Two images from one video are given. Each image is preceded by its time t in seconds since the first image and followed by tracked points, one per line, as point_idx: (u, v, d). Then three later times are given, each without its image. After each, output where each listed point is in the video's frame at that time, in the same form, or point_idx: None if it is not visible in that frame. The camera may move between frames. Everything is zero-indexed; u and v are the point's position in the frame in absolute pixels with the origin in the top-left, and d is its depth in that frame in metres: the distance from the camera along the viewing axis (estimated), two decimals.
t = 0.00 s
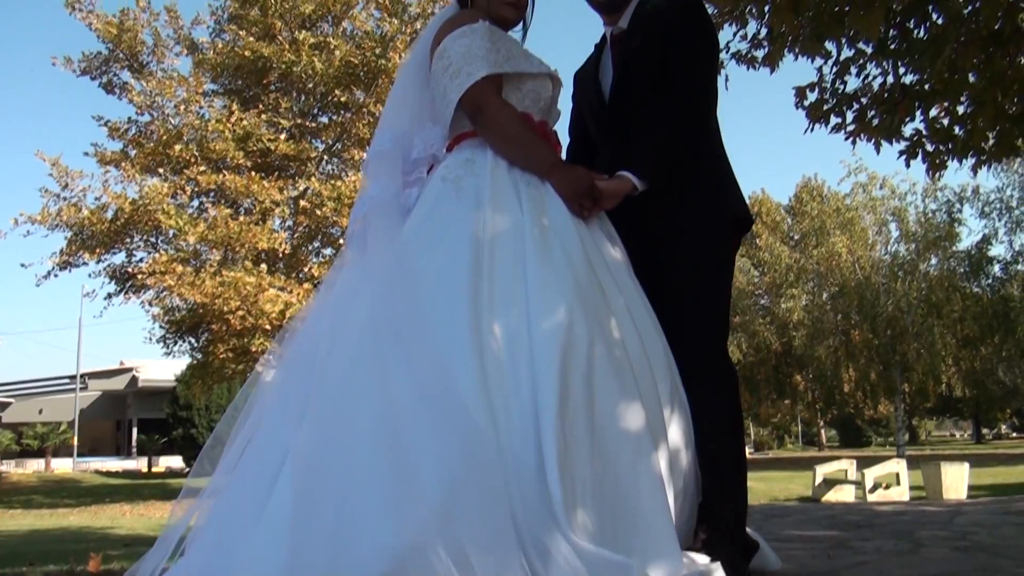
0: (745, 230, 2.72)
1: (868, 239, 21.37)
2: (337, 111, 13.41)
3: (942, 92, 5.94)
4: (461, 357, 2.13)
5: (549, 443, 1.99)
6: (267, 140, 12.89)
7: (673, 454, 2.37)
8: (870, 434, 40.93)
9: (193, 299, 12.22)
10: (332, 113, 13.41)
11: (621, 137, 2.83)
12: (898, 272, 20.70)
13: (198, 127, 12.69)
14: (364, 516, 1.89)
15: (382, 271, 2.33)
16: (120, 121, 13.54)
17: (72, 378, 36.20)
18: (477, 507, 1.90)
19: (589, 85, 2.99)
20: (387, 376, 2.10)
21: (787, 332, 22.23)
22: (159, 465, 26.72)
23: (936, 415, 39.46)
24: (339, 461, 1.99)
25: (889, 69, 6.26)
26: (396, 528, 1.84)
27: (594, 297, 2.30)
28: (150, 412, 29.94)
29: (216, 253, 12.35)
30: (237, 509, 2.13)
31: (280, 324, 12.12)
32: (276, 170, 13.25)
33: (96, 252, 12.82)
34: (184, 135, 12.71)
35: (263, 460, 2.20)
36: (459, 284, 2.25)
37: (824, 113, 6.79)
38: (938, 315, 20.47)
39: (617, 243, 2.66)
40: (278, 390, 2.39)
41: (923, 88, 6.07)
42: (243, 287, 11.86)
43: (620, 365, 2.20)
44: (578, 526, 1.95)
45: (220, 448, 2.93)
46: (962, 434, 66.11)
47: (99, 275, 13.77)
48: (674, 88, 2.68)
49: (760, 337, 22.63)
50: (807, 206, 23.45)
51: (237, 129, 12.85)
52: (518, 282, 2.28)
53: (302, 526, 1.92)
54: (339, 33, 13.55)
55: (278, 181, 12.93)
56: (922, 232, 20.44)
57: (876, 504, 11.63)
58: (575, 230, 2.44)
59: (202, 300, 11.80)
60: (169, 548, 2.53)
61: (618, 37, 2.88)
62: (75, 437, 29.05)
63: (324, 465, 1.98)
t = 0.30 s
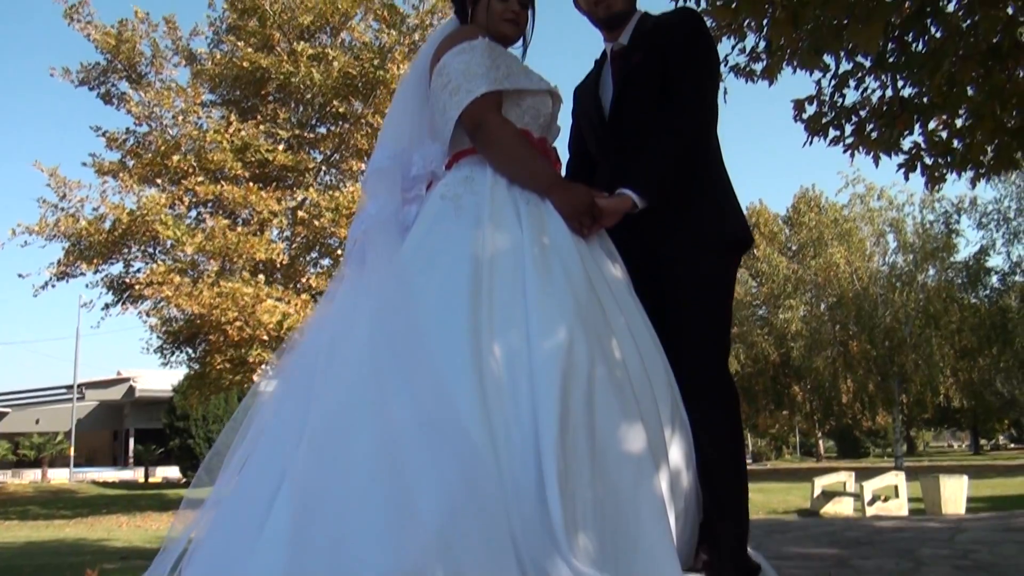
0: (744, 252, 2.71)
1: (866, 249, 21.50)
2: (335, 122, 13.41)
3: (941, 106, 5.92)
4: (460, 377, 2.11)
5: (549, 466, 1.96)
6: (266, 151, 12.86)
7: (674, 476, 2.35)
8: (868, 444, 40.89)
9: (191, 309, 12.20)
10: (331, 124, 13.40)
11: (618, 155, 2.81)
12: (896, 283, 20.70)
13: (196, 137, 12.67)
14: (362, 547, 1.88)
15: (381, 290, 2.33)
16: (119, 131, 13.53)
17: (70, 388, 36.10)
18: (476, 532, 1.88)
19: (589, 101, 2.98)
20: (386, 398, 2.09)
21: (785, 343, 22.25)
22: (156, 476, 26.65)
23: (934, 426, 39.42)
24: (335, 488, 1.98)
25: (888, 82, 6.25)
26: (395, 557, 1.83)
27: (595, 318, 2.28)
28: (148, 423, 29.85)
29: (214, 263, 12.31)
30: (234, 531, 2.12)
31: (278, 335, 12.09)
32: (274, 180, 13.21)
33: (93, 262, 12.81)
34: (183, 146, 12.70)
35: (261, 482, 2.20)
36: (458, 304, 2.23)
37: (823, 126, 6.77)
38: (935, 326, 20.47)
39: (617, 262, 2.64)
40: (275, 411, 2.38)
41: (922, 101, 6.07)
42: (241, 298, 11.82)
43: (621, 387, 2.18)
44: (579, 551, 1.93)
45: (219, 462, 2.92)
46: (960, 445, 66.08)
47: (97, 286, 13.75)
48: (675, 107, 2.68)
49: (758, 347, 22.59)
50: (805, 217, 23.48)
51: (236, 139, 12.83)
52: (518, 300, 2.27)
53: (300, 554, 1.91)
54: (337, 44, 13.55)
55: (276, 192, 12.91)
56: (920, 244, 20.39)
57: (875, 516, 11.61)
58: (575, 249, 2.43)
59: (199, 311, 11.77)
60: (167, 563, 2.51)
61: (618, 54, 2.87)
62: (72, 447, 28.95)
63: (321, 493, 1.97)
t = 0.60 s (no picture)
0: (746, 268, 2.69)
1: (864, 261, 21.69)
2: (333, 131, 13.40)
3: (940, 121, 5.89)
4: (460, 396, 2.08)
5: (550, 486, 1.94)
6: (265, 160, 12.85)
7: (675, 496, 2.32)
8: (865, 456, 40.88)
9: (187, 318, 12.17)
10: (330, 133, 13.39)
11: (620, 172, 2.80)
12: (893, 295, 20.80)
13: (194, 146, 12.65)
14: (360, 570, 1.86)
15: (381, 308, 2.31)
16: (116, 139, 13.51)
17: (64, 396, 35.98)
18: (475, 555, 1.85)
19: (591, 117, 2.97)
20: (385, 418, 2.07)
21: (781, 354, 22.17)
22: (151, 484, 26.56)
23: (930, 438, 39.40)
24: (333, 510, 1.96)
25: (887, 96, 6.23)
26: None
27: (597, 337, 2.26)
28: (143, 432, 29.75)
29: (212, 272, 12.29)
30: (231, 551, 2.10)
31: (275, 344, 12.07)
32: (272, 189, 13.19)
33: (90, 270, 12.77)
34: (181, 154, 12.67)
35: (259, 499, 2.17)
36: (459, 321, 2.21)
37: (822, 139, 6.76)
38: (933, 339, 20.44)
39: (618, 280, 2.62)
40: (274, 427, 2.36)
41: (921, 116, 6.06)
42: (238, 307, 11.80)
43: (623, 406, 2.16)
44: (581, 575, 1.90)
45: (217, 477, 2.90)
46: (956, 457, 66.07)
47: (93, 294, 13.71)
48: (676, 125, 2.66)
49: (756, 358, 22.55)
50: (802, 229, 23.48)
51: (234, 148, 12.81)
52: (519, 318, 2.24)
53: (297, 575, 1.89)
54: (336, 54, 13.50)
55: (274, 202, 12.89)
56: (918, 256, 20.49)
57: (873, 530, 11.55)
58: (577, 267, 2.40)
59: (196, 320, 11.74)
60: None
61: (620, 69, 2.86)
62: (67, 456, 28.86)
63: (320, 514, 1.95)
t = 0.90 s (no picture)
0: (749, 288, 2.66)
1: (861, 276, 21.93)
2: (331, 144, 13.32)
3: (941, 137, 5.86)
4: (463, 418, 2.05)
5: (553, 511, 1.90)
6: (263, 172, 12.82)
7: (679, 519, 2.29)
8: (862, 471, 40.80)
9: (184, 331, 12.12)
10: (328, 145, 13.36)
11: (624, 190, 2.78)
12: (891, 309, 20.93)
13: (192, 157, 12.63)
14: None
15: (382, 327, 2.28)
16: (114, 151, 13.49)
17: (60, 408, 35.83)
18: None
19: (594, 134, 2.94)
20: (386, 440, 2.03)
21: (779, 369, 22.09)
22: (146, 497, 26.42)
23: (927, 454, 39.34)
24: (333, 535, 1.93)
25: (887, 113, 6.22)
26: None
27: (601, 357, 2.23)
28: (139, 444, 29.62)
29: (209, 284, 12.25)
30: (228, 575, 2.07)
31: (272, 357, 12.01)
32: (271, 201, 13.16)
33: (87, 282, 12.74)
34: (179, 166, 12.65)
35: (258, 522, 2.14)
36: (461, 341, 2.17)
37: (822, 155, 6.74)
38: (931, 354, 20.44)
39: (621, 298, 2.59)
40: (273, 447, 2.32)
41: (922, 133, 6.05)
42: (235, 320, 11.74)
43: (627, 428, 2.13)
44: None
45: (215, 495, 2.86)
46: (952, 472, 65.97)
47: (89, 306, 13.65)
48: (679, 143, 2.63)
49: (754, 373, 22.46)
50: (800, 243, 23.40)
51: (233, 160, 12.80)
52: (522, 338, 2.21)
53: None
54: (336, 68, 13.45)
55: (273, 214, 12.87)
56: (916, 271, 20.62)
57: (873, 546, 11.47)
58: (580, 286, 2.37)
59: (194, 332, 11.70)
60: None
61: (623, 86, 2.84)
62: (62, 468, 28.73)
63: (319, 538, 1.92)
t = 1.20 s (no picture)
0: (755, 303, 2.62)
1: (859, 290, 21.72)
2: (330, 159, 13.30)
3: (941, 150, 5.83)
4: (466, 438, 2.02)
5: (559, 530, 1.87)
6: (261, 187, 12.81)
7: (686, 540, 2.25)
8: (861, 485, 40.71)
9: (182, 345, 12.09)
10: (326, 160, 13.34)
11: (627, 207, 2.75)
12: (889, 323, 20.70)
13: (190, 172, 12.61)
14: None
15: (384, 345, 2.24)
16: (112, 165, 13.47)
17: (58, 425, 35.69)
18: None
19: (597, 149, 2.92)
20: (388, 460, 2.00)
21: (778, 384, 21.85)
22: (143, 514, 26.27)
23: (927, 468, 39.27)
24: (334, 558, 1.89)
25: (886, 127, 6.20)
26: None
27: (606, 376, 2.20)
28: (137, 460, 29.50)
29: (207, 299, 12.22)
30: None
31: (270, 372, 11.97)
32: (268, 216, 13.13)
33: (85, 296, 12.72)
34: (177, 181, 12.62)
35: (257, 545, 2.10)
36: (464, 360, 2.14)
37: (822, 169, 6.72)
38: (930, 368, 20.48)
39: (625, 315, 2.56)
40: (273, 468, 2.29)
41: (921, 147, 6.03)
42: (233, 334, 11.71)
43: (634, 448, 2.10)
44: None
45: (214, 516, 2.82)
46: (952, 486, 65.84)
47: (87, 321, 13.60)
48: (683, 158, 2.61)
49: (752, 388, 22.31)
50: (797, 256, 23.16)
51: (231, 175, 12.80)
52: (525, 356, 2.18)
53: None
54: (334, 82, 13.43)
55: (271, 228, 12.85)
56: (914, 285, 20.49)
57: (874, 562, 11.39)
58: (584, 304, 2.34)
59: (192, 347, 11.67)
60: None
61: (627, 101, 2.82)
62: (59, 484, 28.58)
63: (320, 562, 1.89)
